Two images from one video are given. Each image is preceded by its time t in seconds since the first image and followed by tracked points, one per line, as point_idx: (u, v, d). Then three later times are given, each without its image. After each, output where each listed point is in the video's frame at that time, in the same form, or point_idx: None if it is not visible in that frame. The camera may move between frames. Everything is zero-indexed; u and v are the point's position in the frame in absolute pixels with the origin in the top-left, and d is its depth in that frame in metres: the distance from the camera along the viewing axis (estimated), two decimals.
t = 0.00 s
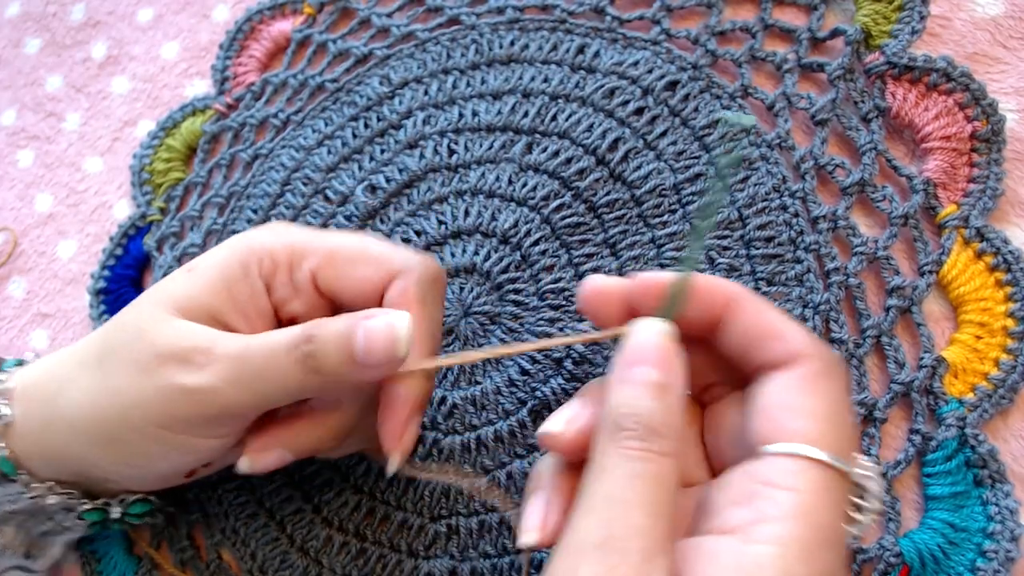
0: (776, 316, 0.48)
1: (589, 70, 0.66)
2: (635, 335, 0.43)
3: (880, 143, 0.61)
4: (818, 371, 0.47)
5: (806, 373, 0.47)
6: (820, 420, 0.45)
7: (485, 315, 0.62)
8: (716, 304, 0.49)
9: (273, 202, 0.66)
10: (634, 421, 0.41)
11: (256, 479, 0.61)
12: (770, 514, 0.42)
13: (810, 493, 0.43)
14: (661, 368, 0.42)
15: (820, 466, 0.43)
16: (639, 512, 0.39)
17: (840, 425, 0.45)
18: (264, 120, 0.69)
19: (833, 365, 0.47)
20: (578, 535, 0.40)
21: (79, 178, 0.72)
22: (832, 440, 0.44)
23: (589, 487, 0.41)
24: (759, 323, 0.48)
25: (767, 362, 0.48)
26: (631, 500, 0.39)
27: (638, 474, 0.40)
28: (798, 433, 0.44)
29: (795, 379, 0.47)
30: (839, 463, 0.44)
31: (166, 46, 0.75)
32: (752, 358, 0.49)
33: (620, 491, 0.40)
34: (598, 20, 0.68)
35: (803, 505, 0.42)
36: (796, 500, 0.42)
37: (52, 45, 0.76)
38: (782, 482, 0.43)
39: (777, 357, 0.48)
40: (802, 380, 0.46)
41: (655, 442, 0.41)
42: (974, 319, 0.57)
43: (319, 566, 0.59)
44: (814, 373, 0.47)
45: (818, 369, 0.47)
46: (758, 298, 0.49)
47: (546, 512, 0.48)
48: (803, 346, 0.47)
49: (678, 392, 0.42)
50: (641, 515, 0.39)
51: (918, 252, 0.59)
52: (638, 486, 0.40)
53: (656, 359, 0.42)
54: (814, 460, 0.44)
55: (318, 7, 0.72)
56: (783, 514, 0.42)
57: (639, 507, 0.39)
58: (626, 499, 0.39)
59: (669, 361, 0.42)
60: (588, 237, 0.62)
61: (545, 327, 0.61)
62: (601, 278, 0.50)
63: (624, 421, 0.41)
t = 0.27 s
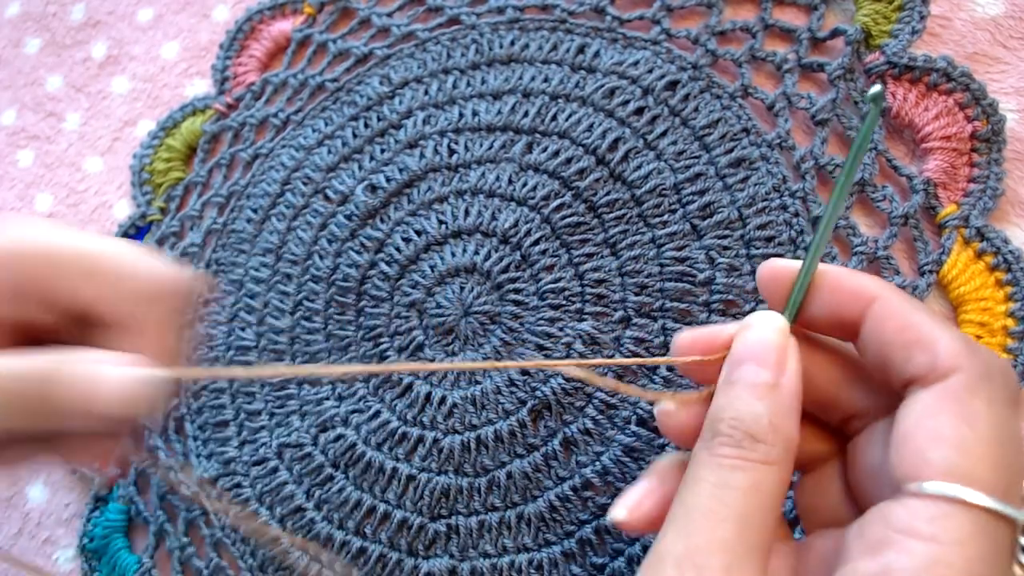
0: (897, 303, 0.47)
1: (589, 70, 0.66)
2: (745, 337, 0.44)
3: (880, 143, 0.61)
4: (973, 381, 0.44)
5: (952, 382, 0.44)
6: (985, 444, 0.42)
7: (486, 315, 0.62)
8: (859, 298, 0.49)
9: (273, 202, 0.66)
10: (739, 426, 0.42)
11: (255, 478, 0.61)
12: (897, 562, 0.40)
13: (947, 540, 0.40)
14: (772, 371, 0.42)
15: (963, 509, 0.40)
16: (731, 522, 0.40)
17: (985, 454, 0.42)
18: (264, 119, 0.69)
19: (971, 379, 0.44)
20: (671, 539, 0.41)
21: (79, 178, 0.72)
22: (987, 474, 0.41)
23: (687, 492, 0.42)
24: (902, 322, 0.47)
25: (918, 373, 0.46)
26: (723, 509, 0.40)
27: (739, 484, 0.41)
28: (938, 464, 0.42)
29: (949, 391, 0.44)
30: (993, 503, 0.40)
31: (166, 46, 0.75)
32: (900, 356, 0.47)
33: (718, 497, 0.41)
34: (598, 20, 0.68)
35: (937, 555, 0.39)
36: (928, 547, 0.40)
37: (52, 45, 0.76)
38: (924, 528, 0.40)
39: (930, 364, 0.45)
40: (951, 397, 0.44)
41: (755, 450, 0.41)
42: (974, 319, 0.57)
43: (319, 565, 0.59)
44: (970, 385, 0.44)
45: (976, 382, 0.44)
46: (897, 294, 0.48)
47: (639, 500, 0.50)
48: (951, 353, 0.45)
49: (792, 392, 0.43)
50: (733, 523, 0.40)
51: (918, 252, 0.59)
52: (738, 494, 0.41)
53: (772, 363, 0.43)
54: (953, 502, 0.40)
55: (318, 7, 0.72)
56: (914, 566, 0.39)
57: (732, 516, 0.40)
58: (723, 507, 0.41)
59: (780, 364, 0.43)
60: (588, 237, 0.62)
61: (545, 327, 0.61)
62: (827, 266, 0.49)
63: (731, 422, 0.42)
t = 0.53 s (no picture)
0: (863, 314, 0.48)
1: (589, 70, 0.66)
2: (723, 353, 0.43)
3: (880, 143, 0.61)
4: (948, 380, 0.44)
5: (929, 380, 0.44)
6: (971, 431, 0.42)
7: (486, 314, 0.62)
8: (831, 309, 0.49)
9: (273, 202, 0.66)
10: (732, 444, 0.40)
11: (255, 477, 0.61)
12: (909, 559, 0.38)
13: (952, 530, 0.38)
14: (756, 384, 0.41)
15: (961, 496, 0.39)
16: (743, 542, 0.38)
17: (975, 441, 0.41)
18: (264, 119, 0.69)
19: (954, 375, 0.44)
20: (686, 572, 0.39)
21: (78, 178, 0.72)
22: (978, 463, 0.40)
23: (693, 521, 0.40)
24: (874, 330, 0.47)
25: (895, 379, 0.45)
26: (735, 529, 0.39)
27: (745, 502, 0.39)
28: (930, 459, 0.41)
29: (925, 390, 0.44)
30: (988, 488, 0.40)
31: (166, 46, 0.75)
32: (879, 364, 0.46)
33: (726, 521, 0.39)
34: (598, 20, 0.68)
35: (950, 547, 0.38)
36: (932, 541, 0.38)
37: (52, 45, 0.76)
38: (927, 521, 0.39)
39: (904, 368, 0.45)
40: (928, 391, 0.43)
41: (754, 467, 0.40)
42: (974, 319, 0.57)
43: (319, 565, 0.59)
44: (948, 381, 0.44)
45: (951, 379, 0.44)
46: (868, 305, 0.48)
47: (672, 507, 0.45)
48: (924, 354, 0.45)
49: (779, 406, 0.41)
50: (743, 544, 0.38)
51: (918, 252, 0.59)
52: (743, 511, 0.39)
53: (751, 375, 0.41)
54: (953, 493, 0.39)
55: (318, 7, 0.72)
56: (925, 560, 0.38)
57: (744, 537, 0.38)
58: (734, 529, 0.39)
59: (763, 371, 0.42)
60: (588, 237, 0.62)
61: (544, 327, 0.60)
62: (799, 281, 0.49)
63: (723, 439, 0.40)
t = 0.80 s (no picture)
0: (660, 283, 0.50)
1: (588, 70, 0.66)
2: (546, 349, 0.44)
3: (880, 143, 0.61)
4: (699, 328, 0.47)
5: (684, 328, 0.47)
6: (717, 367, 0.45)
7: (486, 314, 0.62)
8: (615, 281, 0.51)
9: (273, 202, 0.66)
10: (565, 414, 0.41)
11: (255, 477, 0.61)
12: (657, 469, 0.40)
13: (704, 430, 0.41)
14: (561, 373, 0.43)
15: (712, 406, 0.42)
16: (567, 493, 0.39)
17: (730, 374, 0.45)
18: (264, 119, 0.69)
19: (707, 318, 0.48)
20: (497, 546, 0.38)
21: (79, 178, 0.72)
22: (718, 380, 0.44)
23: (508, 479, 0.41)
24: (650, 295, 0.49)
25: (657, 332, 0.49)
26: (553, 472, 0.39)
27: (554, 458, 0.40)
28: (676, 385, 0.44)
29: (683, 336, 0.47)
30: (732, 398, 0.43)
31: (166, 46, 0.75)
32: (648, 328, 0.49)
33: (530, 472, 0.40)
34: (598, 20, 0.68)
35: (695, 454, 0.40)
36: (677, 447, 0.41)
37: (53, 45, 0.76)
38: (663, 431, 0.42)
39: (667, 320, 0.48)
40: (696, 334, 0.47)
41: (558, 431, 0.40)
42: (974, 319, 0.57)
43: (319, 565, 0.59)
44: (692, 328, 0.47)
45: (706, 328, 0.47)
46: (649, 276, 0.50)
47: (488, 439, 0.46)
48: (685, 310, 0.48)
49: (584, 405, 0.42)
50: (560, 491, 0.39)
51: (918, 252, 0.59)
52: (562, 468, 0.39)
53: (562, 365, 0.43)
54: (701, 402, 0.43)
55: (318, 7, 0.72)
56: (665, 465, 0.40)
57: (568, 490, 0.39)
58: (534, 479, 0.39)
59: (573, 362, 0.43)
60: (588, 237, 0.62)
61: (544, 327, 0.61)
62: (598, 260, 0.51)
63: (553, 416, 0.41)
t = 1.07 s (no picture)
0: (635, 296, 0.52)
1: (588, 70, 0.66)
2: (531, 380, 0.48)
3: (880, 143, 0.61)
4: (666, 347, 0.49)
5: (651, 347, 0.49)
6: (683, 388, 0.47)
7: (486, 314, 0.62)
8: (598, 292, 0.53)
9: (273, 202, 0.66)
10: (544, 441, 0.44)
11: (255, 477, 0.61)
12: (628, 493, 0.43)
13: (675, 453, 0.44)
14: (542, 403, 0.46)
15: (682, 430, 0.45)
16: (546, 517, 0.42)
17: (697, 396, 0.47)
18: (264, 119, 0.69)
19: (672, 335, 0.50)
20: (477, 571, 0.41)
21: (79, 178, 0.72)
22: (685, 403, 0.46)
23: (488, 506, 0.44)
24: (627, 310, 0.51)
25: (628, 347, 0.51)
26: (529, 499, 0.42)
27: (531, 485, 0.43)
28: (646, 407, 0.46)
29: (650, 354, 0.49)
30: (702, 422, 0.45)
31: (166, 46, 0.75)
32: (621, 343, 0.52)
33: (511, 498, 0.43)
34: (598, 20, 0.68)
35: (667, 482, 0.43)
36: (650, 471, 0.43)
37: (53, 45, 0.76)
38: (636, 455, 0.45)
39: (638, 337, 0.50)
40: (662, 352, 0.49)
41: (536, 456, 0.44)
42: (974, 319, 0.57)
43: (319, 565, 0.59)
44: (661, 346, 0.49)
45: (672, 346, 0.49)
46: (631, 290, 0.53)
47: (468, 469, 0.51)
48: (655, 328, 0.50)
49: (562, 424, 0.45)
50: (538, 515, 0.42)
51: (918, 252, 0.59)
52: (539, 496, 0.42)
53: (544, 398, 0.46)
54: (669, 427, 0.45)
55: (318, 7, 0.72)
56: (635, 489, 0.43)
57: (547, 514, 0.42)
58: (513, 506, 0.42)
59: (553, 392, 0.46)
60: (588, 237, 0.62)
61: (544, 327, 0.61)
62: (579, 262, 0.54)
63: (534, 443, 0.44)
